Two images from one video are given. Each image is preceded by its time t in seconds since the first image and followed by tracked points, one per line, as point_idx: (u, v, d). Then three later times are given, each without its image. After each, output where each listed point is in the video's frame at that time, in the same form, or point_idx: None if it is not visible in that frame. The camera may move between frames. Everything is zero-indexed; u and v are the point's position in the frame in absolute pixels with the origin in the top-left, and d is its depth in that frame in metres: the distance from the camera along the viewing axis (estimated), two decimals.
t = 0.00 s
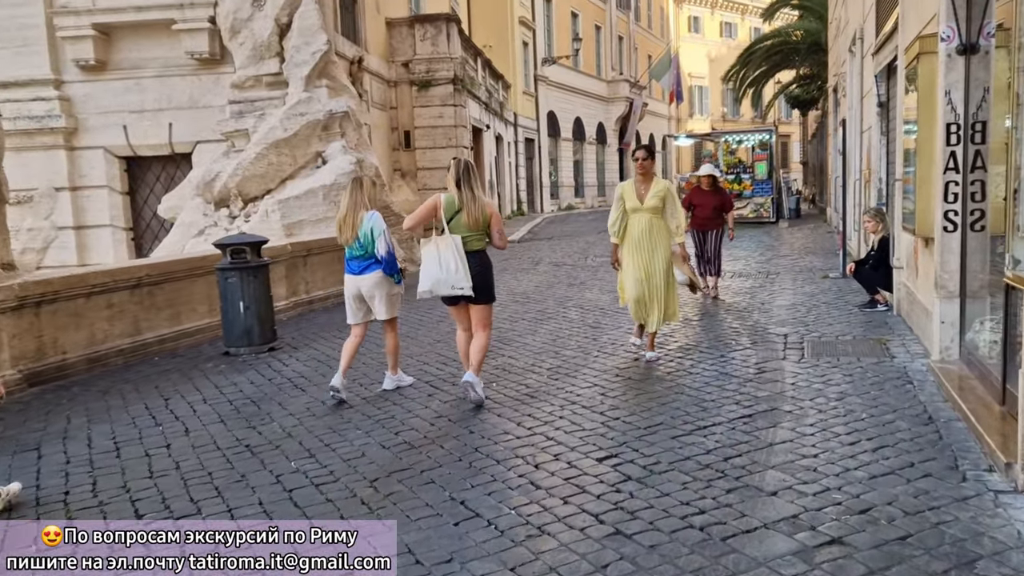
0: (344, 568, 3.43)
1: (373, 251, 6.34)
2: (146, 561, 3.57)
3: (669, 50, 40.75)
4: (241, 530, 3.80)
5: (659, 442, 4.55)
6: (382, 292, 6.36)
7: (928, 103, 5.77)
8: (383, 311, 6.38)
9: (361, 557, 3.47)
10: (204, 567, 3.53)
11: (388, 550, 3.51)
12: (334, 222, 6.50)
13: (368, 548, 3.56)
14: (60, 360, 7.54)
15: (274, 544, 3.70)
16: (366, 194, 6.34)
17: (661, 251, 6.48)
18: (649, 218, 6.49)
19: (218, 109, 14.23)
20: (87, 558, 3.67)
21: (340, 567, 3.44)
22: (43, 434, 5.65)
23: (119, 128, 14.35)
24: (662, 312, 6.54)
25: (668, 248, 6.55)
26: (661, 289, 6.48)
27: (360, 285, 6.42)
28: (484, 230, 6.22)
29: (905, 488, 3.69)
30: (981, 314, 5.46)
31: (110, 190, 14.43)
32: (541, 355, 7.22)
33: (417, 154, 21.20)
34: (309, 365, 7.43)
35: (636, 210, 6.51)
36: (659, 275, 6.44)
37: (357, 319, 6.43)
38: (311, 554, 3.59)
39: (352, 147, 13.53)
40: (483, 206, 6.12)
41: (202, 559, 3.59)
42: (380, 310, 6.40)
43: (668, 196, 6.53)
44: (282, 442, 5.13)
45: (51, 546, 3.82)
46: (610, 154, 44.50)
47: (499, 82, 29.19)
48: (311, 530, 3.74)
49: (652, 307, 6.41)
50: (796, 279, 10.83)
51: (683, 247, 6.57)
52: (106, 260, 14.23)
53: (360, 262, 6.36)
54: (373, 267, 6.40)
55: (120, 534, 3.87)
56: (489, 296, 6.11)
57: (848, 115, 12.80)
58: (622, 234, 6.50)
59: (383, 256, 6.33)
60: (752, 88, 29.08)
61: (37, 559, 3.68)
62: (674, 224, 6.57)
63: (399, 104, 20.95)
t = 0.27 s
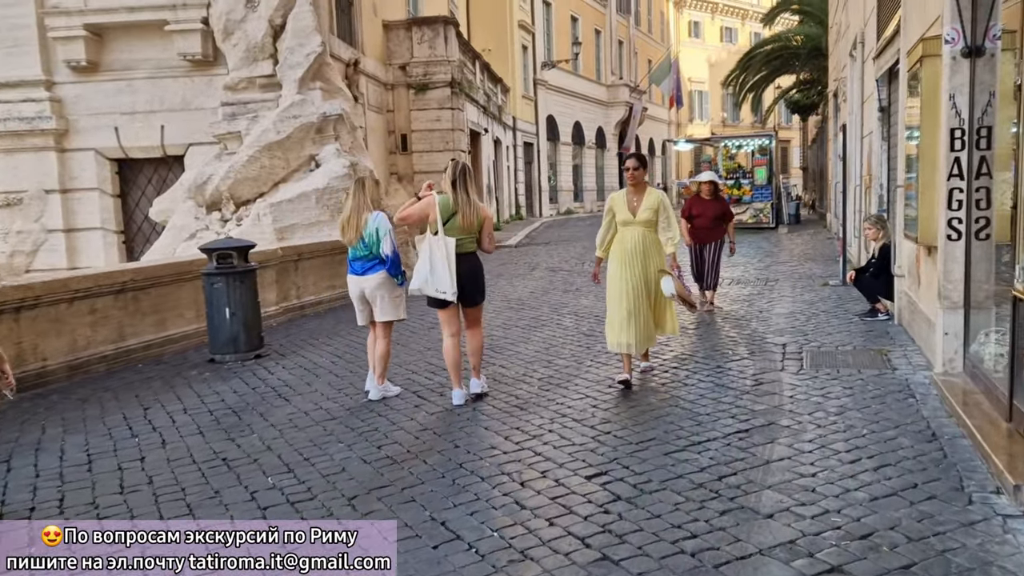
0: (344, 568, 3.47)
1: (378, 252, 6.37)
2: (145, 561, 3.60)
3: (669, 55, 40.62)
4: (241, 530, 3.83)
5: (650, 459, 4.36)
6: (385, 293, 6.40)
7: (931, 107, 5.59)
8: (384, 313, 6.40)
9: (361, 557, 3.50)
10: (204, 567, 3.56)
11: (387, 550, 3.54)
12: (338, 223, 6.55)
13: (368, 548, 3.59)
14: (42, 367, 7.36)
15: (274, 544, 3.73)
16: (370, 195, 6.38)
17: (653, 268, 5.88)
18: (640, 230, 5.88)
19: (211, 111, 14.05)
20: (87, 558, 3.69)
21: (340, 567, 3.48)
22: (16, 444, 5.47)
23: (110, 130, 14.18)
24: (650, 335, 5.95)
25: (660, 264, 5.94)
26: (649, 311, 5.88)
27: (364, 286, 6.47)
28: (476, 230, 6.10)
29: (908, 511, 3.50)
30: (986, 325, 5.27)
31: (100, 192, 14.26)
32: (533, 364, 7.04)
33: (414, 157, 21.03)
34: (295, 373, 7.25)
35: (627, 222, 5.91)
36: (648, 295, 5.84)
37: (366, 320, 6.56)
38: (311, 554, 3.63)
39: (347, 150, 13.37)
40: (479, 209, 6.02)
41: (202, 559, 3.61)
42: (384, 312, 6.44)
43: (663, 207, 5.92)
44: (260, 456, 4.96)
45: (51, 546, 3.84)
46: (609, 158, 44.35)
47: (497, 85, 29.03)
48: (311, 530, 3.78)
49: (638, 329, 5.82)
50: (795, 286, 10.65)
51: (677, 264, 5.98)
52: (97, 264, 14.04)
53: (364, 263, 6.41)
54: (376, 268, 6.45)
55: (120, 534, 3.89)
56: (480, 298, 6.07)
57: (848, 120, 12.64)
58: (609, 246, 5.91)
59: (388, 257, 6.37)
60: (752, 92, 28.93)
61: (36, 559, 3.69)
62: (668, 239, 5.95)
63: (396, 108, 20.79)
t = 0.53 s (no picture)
0: (345, 568, 3.48)
1: (378, 259, 6.29)
2: (146, 561, 3.61)
3: (669, 62, 40.49)
4: (241, 530, 3.84)
5: (641, 479, 4.15)
6: (385, 301, 6.32)
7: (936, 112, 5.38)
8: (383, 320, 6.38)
9: (362, 557, 3.51)
10: (204, 567, 3.57)
11: (388, 550, 3.55)
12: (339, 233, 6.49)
13: (368, 548, 3.60)
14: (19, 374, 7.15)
15: (274, 544, 3.74)
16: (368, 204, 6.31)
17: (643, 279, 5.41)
18: (630, 238, 5.41)
19: (203, 115, 13.86)
20: (87, 558, 3.69)
21: (340, 566, 3.50)
22: None
23: (101, 133, 13.99)
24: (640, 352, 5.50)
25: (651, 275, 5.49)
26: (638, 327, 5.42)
27: (365, 294, 6.40)
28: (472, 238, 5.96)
29: (913, 537, 3.30)
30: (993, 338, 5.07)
31: (91, 197, 14.07)
32: (524, 375, 6.83)
33: (410, 163, 20.85)
34: (280, 383, 7.05)
35: (616, 228, 5.43)
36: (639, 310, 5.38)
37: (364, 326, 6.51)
38: (311, 554, 3.64)
39: (340, 155, 13.19)
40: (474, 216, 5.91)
41: (203, 559, 3.62)
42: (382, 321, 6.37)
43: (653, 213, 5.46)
44: (234, 472, 4.75)
45: (50, 545, 3.83)
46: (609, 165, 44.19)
47: (496, 92, 28.86)
48: (311, 530, 3.79)
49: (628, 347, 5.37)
50: (794, 295, 10.43)
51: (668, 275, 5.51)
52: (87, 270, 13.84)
53: (363, 271, 6.35)
54: (376, 276, 6.36)
55: (120, 534, 3.89)
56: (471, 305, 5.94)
57: (848, 127, 12.45)
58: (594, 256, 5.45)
59: (387, 264, 6.28)
60: (753, 100, 28.77)
61: (36, 559, 3.69)
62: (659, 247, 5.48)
63: (392, 113, 20.61)
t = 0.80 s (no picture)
0: (345, 568, 3.55)
1: (372, 263, 6.35)
2: (146, 561, 3.67)
3: (668, 67, 40.33)
4: (241, 530, 3.91)
5: (630, 504, 3.93)
6: (379, 305, 6.39)
7: (940, 119, 5.18)
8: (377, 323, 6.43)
9: (361, 557, 3.59)
10: (204, 567, 3.63)
11: (387, 550, 3.63)
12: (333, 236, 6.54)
13: (367, 547, 3.68)
14: None
15: (273, 544, 3.82)
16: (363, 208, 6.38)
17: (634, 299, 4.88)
18: (617, 254, 4.90)
19: (193, 118, 13.64)
20: (87, 558, 3.75)
21: (340, 566, 3.57)
22: None
23: (89, 136, 13.77)
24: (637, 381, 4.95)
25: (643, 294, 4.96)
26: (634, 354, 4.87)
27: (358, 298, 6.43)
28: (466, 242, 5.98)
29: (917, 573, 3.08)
30: (1001, 355, 4.85)
31: (78, 201, 13.85)
32: (513, 388, 6.60)
33: (406, 168, 20.63)
34: (262, 395, 6.83)
35: (601, 244, 4.92)
36: (634, 333, 4.84)
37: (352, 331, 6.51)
38: (311, 554, 3.72)
39: (332, 159, 12.97)
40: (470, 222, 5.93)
41: (203, 559, 3.69)
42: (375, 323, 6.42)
43: (641, 227, 4.96)
44: (204, 492, 4.52)
45: (50, 545, 3.89)
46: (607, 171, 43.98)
47: (493, 96, 28.65)
48: (311, 530, 3.87)
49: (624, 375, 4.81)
50: (793, 305, 10.21)
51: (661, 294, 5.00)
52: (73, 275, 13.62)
53: (358, 275, 6.39)
54: (371, 280, 6.41)
55: (121, 534, 3.96)
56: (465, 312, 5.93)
57: (848, 133, 12.24)
58: (580, 276, 4.92)
59: (382, 269, 6.35)
60: (752, 106, 28.57)
61: (36, 559, 3.74)
62: (650, 264, 4.97)
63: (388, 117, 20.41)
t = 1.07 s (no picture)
0: (344, 568, 3.52)
1: (366, 263, 6.19)
2: (146, 561, 3.66)
3: (665, 70, 40.18)
4: (241, 530, 3.90)
5: (616, 521, 3.74)
6: (373, 306, 6.22)
7: (940, 118, 5.00)
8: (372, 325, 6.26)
9: (362, 557, 3.56)
10: (203, 567, 3.61)
11: (387, 552, 3.60)
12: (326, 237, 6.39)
13: (368, 547, 3.65)
14: None
15: (274, 544, 3.81)
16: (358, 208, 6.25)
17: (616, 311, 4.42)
18: (599, 261, 4.44)
19: (182, 119, 13.45)
20: (87, 559, 3.75)
21: (339, 566, 3.54)
22: None
23: (76, 137, 13.58)
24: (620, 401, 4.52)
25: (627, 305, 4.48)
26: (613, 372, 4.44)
27: (351, 298, 6.25)
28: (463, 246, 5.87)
29: None
30: (1005, 362, 4.65)
31: (65, 202, 13.65)
32: (501, 395, 6.40)
33: (399, 170, 20.45)
34: (243, 402, 6.64)
35: (581, 250, 4.46)
36: (610, 351, 4.40)
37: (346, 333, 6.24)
38: (311, 554, 3.70)
39: (322, 161, 12.78)
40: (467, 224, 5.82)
41: (202, 558, 3.67)
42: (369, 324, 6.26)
43: (629, 230, 4.47)
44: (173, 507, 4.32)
45: (51, 545, 3.90)
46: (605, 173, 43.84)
47: (489, 98, 28.47)
48: (311, 530, 3.85)
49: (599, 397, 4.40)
50: (790, 309, 10.02)
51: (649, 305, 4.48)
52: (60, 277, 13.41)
53: (352, 275, 6.22)
54: (365, 281, 6.24)
55: (120, 534, 3.95)
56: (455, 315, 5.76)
57: (846, 135, 12.06)
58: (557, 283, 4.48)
59: (375, 269, 6.19)
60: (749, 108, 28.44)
61: (36, 559, 3.74)
62: (638, 272, 4.47)
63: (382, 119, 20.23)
